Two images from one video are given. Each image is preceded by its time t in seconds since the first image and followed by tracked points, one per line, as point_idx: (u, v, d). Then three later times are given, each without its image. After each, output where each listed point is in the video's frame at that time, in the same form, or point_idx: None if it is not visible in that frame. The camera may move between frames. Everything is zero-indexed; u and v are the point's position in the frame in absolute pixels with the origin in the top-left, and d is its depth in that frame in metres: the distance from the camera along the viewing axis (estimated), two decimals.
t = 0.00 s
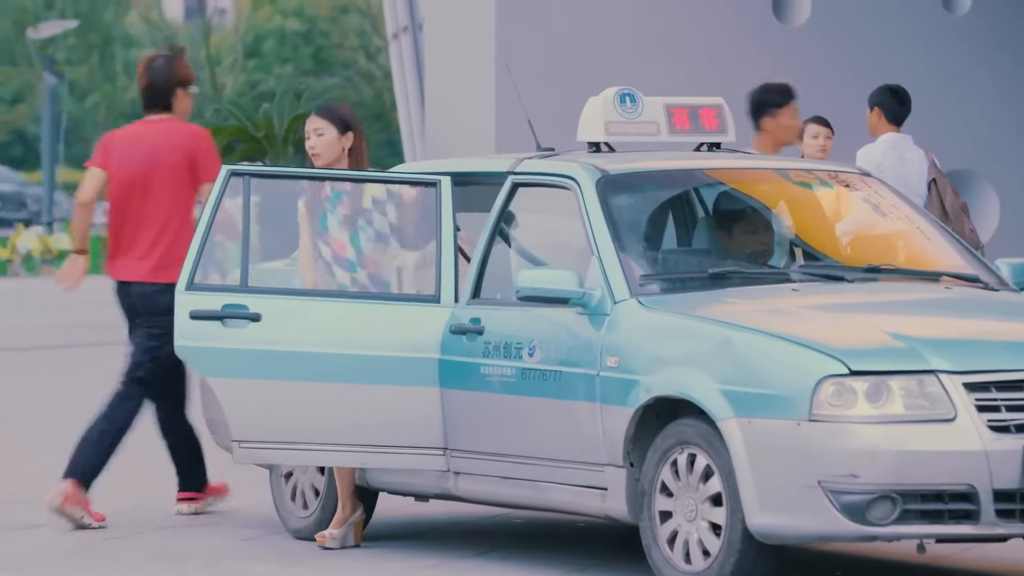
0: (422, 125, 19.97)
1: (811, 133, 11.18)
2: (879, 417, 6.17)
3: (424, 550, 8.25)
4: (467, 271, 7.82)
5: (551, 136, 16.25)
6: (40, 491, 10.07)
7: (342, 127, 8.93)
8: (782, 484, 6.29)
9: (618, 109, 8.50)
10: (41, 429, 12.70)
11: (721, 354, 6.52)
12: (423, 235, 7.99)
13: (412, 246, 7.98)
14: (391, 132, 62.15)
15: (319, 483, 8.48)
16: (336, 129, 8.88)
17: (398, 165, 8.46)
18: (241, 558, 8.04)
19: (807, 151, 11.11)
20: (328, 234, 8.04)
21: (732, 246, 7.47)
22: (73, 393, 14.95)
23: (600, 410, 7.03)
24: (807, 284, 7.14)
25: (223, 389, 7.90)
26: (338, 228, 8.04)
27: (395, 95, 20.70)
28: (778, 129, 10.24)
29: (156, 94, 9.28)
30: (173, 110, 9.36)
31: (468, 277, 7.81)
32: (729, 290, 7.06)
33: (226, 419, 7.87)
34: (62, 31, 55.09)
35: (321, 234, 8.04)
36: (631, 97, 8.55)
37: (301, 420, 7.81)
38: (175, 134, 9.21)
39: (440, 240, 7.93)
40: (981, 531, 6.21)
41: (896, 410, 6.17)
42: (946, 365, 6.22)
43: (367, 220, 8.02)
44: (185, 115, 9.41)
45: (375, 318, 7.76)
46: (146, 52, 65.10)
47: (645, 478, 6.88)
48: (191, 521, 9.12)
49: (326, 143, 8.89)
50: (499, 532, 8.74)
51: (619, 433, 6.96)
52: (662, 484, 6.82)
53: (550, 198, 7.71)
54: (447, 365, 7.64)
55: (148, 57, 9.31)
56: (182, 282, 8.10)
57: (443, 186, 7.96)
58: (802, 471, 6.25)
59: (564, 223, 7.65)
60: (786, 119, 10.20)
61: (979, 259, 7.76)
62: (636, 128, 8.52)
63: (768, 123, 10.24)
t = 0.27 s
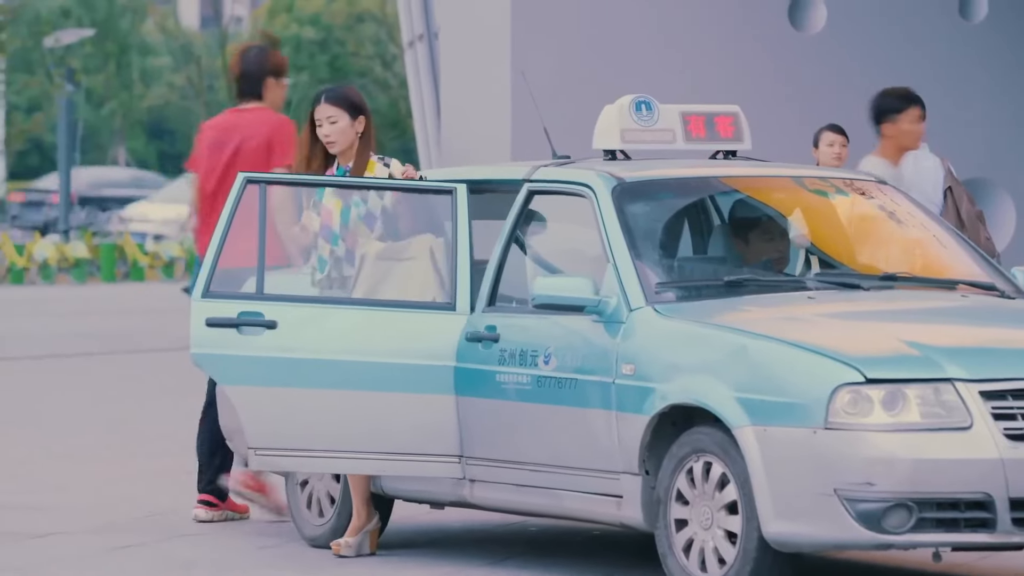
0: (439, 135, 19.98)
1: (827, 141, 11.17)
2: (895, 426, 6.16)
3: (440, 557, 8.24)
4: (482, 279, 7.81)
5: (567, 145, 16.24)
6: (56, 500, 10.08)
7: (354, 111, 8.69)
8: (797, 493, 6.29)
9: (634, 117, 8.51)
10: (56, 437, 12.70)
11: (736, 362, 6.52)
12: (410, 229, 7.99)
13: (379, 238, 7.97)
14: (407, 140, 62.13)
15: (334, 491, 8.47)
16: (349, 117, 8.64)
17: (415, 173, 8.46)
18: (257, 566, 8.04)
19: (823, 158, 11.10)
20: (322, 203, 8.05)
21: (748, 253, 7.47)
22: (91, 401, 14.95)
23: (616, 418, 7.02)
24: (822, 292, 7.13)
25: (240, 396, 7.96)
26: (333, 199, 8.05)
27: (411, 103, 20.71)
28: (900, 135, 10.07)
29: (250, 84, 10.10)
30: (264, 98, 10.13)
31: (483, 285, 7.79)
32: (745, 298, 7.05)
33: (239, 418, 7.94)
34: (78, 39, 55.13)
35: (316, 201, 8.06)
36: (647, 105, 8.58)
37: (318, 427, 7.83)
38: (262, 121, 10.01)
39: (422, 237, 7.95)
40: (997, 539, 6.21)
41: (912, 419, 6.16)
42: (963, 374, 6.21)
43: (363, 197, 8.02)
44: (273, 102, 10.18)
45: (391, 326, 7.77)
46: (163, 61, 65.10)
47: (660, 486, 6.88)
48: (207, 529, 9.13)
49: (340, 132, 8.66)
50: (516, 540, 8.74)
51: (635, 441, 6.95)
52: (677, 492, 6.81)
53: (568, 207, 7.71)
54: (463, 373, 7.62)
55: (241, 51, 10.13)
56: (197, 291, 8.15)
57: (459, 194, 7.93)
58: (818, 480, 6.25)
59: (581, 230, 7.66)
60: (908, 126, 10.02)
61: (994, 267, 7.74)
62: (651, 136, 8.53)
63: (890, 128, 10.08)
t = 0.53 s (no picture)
0: (461, 145, 19.99)
1: (849, 151, 11.18)
2: (917, 436, 6.15)
3: (463, 567, 8.24)
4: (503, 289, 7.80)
5: (588, 156, 16.25)
6: (78, 509, 10.10)
7: (375, 115, 8.99)
8: (819, 503, 6.28)
9: (656, 127, 8.50)
10: (80, 446, 12.73)
11: (759, 372, 6.51)
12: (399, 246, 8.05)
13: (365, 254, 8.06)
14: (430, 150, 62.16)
15: (357, 501, 8.48)
16: (367, 121, 8.94)
17: (437, 184, 8.46)
18: None
19: (845, 168, 11.09)
20: (335, 207, 8.12)
21: (771, 263, 7.45)
22: (114, 411, 14.99)
23: (637, 427, 7.02)
24: (844, 302, 7.12)
25: (262, 406, 7.96)
26: (347, 204, 8.11)
27: (433, 113, 20.73)
28: None
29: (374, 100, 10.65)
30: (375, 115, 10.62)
31: (504, 295, 7.79)
32: (767, 307, 7.05)
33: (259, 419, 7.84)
34: (102, 49, 55.28)
35: (328, 205, 8.12)
36: (669, 115, 8.55)
37: (341, 437, 7.85)
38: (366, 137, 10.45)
39: (407, 255, 7.98)
40: (1021, 548, 6.22)
41: (935, 429, 6.15)
42: (985, 384, 6.19)
43: (376, 206, 8.09)
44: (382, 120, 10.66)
45: (413, 335, 7.76)
46: (186, 71, 65.22)
47: (682, 496, 6.88)
48: (229, 538, 9.14)
49: (358, 134, 8.97)
50: (538, 550, 8.73)
51: (657, 451, 6.95)
52: (700, 502, 6.81)
53: (591, 216, 7.73)
54: (485, 383, 7.62)
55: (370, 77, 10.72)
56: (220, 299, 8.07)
57: (481, 205, 7.92)
58: (840, 490, 6.24)
59: (607, 241, 7.68)
60: None
61: (1016, 276, 7.73)
62: (674, 146, 8.53)
63: None
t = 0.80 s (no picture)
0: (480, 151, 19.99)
1: (866, 157, 11.16)
2: (936, 443, 6.15)
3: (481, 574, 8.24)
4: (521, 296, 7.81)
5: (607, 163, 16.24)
6: (97, 516, 10.11)
7: (370, 130, 8.63)
8: (838, 510, 6.28)
9: (674, 133, 8.51)
10: (98, 453, 12.74)
11: (777, 379, 6.50)
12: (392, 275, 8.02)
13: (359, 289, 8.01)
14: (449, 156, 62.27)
15: (375, 507, 8.48)
16: (362, 135, 8.58)
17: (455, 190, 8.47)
18: None
19: (862, 175, 11.08)
20: (327, 230, 8.00)
21: (787, 270, 7.48)
22: (134, 418, 15.02)
23: (656, 434, 7.01)
24: (863, 309, 7.11)
25: (275, 413, 7.86)
26: (340, 225, 8.01)
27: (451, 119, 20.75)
28: None
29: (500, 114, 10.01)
30: (504, 128, 10.02)
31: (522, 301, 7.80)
32: (786, 313, 7.05)
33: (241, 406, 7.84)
34: (122, 56, 55.40)
35: (320, 227, 8.00)
36: (688, 122, 8.56)
37: (359, 446, 7.78)
38: (497, 151, 9.88)
39: (403, 289, 7.97)
40: None
41: (954, 435, 6.14)
42: (1004, 391, 6.18)
43: (368, 227, 8.03)
44: (515, 135, 10.08)
45: (431, 342, 7.75)
46: (205, 78, 65.34)
47: (701, 503, 6.87)
48: (248, 545, 9.14)
49: (352, 146, 8.60)
50: (557, 557, 8.72)
51: (676, 457, 6.94)
52: (718, 509, 6.80)
53: (609, 221, 7.75)
54: (503, 390, 7.63)
55: (485, 79, 10.05)
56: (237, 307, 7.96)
57: (499, 212, 7.96)
58: (859, 497, 6.23)
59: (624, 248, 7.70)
60: None
61: None
62: (692, 153, 8.52)
63: None
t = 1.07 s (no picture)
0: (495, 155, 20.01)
1: (881, 162, 11.15)
2: (951, 447, 6.14)
3: None
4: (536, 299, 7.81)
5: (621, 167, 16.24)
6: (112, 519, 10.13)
7: (360, 132, 8.58)
8: (853, 515, 6.27)
9: (690, 138, 8.47)
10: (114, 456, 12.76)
11: (793, 383, 6.50)
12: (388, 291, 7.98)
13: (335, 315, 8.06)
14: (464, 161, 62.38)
15: (390, 511, 8.48)
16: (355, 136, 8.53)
17: (470, 195, 8.47)
18: None
19: (878, 178, 11.07)
20: (324, 230, 8.03)
21: (801, 274, 7.47)
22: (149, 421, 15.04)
23: (670, 437, 7.01)
24: (878, 313, 7.10)
25: (289, 416, 7.85)
26: (335, 225, 8.02)
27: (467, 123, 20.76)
28: None
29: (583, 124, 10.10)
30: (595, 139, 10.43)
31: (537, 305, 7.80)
32: (801, 318, 7.04)
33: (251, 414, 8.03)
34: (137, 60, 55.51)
35: (316, 227, 8.03)
36: (702, 126, 8.54)
37: (372, 450, 7.77)
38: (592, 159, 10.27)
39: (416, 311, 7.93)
40: None
41: (970, 440, 6.14)
42: (1020, 396, 6.18)
43: (367, 229, 8.01)
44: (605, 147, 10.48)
45: (446, 347, 7.74)
46: (220, 82, 65.45)
47: (716, 507, 6.87)
48: (262, 549, 9.15)
49: (345, 149, 8.53)
50: (572, 561, 8.72)
51: (690, 462, 6.93)
52: (733, 513, 6.80)
53: (626, 225, 7.74)
54: (518, 394, 7.63)
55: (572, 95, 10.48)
56: (253, 311, 7.97)
57: (513, 216, 7.96)
58: (873, 501, 6.23)
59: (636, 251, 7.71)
60: None
61: None
62: (706, 156, 8.50)
63: None
